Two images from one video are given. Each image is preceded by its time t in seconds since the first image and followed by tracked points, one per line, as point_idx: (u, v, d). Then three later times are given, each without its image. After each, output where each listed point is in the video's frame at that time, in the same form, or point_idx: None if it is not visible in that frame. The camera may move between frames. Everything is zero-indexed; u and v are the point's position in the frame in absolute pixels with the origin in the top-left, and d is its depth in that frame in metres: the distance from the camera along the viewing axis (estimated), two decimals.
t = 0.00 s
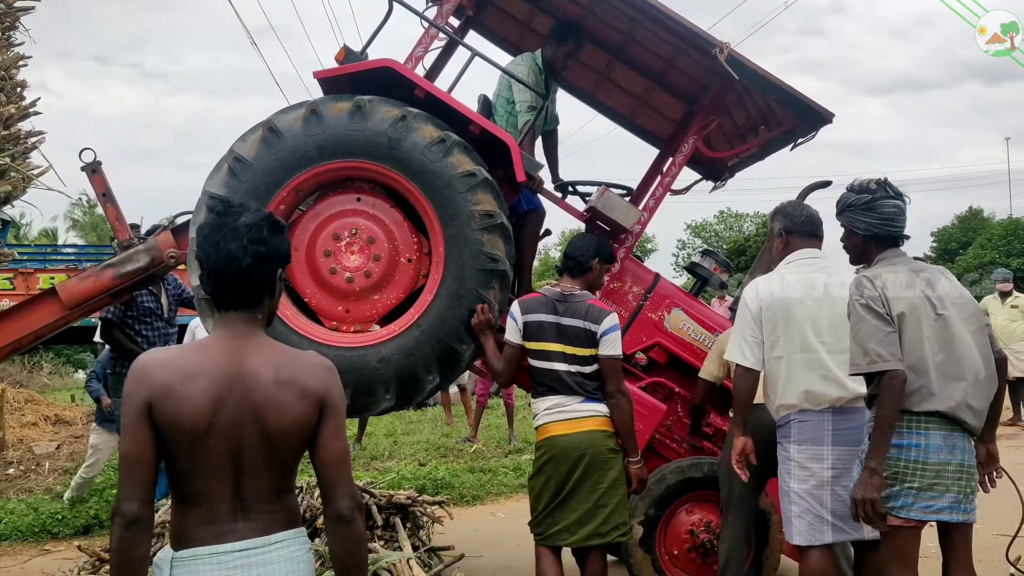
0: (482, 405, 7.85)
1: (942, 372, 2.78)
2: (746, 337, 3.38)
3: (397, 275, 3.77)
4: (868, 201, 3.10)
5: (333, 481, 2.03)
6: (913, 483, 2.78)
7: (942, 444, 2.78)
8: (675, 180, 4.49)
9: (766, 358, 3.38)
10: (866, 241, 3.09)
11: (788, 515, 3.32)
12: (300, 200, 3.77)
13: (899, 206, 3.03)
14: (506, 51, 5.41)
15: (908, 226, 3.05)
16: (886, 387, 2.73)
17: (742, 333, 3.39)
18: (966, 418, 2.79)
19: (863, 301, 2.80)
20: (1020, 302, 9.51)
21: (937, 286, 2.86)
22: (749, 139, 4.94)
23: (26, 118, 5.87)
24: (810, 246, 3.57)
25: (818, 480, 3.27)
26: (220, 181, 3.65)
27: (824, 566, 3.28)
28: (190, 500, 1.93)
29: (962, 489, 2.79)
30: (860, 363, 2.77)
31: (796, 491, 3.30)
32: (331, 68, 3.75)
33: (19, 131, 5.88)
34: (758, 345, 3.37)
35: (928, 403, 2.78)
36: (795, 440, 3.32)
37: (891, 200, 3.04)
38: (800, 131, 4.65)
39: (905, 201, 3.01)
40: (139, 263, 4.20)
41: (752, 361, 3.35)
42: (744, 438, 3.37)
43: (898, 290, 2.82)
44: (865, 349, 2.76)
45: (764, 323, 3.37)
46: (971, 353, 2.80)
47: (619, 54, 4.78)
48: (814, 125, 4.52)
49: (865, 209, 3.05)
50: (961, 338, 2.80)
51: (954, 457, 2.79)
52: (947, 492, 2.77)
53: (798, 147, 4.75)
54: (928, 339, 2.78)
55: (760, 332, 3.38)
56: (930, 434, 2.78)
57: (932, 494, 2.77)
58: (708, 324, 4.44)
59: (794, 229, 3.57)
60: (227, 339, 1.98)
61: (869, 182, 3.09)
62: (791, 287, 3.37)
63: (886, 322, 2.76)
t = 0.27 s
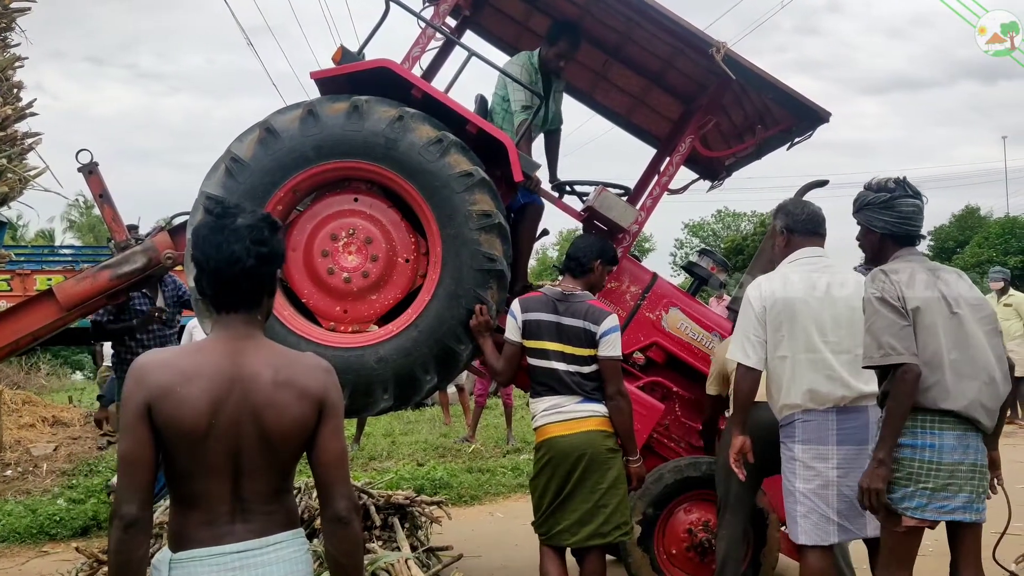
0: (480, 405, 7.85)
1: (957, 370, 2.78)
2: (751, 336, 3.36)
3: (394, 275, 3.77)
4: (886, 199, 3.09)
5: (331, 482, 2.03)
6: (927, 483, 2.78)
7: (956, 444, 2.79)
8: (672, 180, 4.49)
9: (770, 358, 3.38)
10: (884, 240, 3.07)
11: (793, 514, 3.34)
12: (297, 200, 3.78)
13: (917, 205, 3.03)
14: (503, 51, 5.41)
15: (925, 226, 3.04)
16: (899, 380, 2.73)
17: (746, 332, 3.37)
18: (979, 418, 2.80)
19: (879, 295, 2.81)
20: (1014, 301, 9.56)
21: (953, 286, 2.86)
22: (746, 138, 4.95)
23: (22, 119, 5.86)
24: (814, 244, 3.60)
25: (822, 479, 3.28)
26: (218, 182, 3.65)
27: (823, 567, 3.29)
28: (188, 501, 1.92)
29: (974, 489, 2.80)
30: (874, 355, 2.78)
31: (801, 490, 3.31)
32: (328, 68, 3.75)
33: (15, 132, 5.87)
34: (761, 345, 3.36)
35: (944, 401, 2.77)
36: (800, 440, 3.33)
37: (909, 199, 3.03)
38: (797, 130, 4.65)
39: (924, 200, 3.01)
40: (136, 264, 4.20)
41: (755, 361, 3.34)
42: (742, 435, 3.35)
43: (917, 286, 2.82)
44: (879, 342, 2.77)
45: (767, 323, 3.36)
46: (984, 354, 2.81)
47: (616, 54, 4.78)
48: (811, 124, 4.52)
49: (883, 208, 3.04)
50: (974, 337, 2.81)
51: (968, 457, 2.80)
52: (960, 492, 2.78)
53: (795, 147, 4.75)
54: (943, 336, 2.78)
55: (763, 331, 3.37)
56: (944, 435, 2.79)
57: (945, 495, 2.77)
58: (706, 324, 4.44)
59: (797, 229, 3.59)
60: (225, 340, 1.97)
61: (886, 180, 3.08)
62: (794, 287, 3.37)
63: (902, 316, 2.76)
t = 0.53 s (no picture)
0: (478, 405, 7.85)
1: (956, 370, 2.79)
2: (775, 334, 3.33)
3: (392, 276, 3.77)
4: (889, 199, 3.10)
5: (329, 484, 2.03)
6: (929, 484, 2.78)
7: (955, 443, 2.79)
8: (669, 180, 4.49)
9: (793, 356, 3.37)
10: (887, 239, 3.07)
11: (803, 512, 3.35)
12: (294, 202, 3.77)
13: (920, 204, 3.04)
14: (500, 51, 5.41)
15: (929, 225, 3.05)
16: (901, 375, 2.74)
17: (772, 330, 3.34)
18: (977, 418, 2.80)
19: (879, 292, 2.82)
20: (1008, 299, 9.58)
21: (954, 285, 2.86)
22: (743, 139, 4.95)
23: (18, 121, 5.85)
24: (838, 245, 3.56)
25: (834, 479, 3.29)
26: (215, 183, 3.64)
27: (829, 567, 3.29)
28: (187, 503, 1.92)
29: (975, 489, 2.80)
30: (875, 351, 2.79)
31: (813, 489, 3.32)
32: (326, 69, 3.75)
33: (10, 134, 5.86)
34: (786, 344, 3.33)
35: (942, 401, 2.78)
36: (814, 439, 3.34)
37: (913, 198, 3.05)
38: (794, 130, 4.66)
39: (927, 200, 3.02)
40: (133, 266, 4.19)
41: (779, 359, 3.31)
42: (762, 435, 3.30)
43: (918, 284, 2.82)
44: (881, 338, 2.78)
45: (792, 321, 3.35)
46: (984, 355, 2.81)
47: (613, 54, 4.79)
48: (808, 124, 4.53)
49: (889, 207, 3.04)
50: (974, 337, 2.81)
51: (968, 456, 2.80)
52: (962, 492, 2.78)
53: (792, 147, 4.76)
54: (944, 335, 2.79)
55: (789, 330, 3.35)
56: (942, 434, 2.79)
57: (947, 495, 2.77)
58: (703, 324, 4.44)
59: (823, 226, 3.53)
60: (225, 342, 1.97)
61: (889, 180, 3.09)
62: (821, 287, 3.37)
63: (902, 312, 2.77)
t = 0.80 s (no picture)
0: (476, 405, 7.85)
1: (936, 373, 2.79)
2: (806, 329, 3.26)
3: (389, 277, 3.77)
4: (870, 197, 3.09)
5: (328, 485, 2.03)
6: (912, 489, 2.76)
7: (937, 446, 2.79)
8: (667, 180, 4.50)
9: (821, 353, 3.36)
10: (869, 238, 3.07)
11: (823, 512, 3.34)
12: (292, 203, 3.77)
13: (901, 202, 3.03)
14: (497, 52, 5.41)
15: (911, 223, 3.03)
16: (882, 378, 2.71)
17: (800, 324, 3.26)
18: (956, 422, 2.81)
19: (860, 294, 2.78)
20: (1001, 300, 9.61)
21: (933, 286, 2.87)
22: (740, 139, 4.96)
23: (14, 121, 5.84)
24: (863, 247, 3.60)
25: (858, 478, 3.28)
26: (211, 184, 3.63)
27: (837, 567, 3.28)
28: (185, 505, 1.92)
29: (956, 492, 2.82)
30: (856, 354, 2.75)
31: (836, 488, 3.31)
32: (323, 70, 3.75)
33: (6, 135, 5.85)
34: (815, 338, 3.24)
35: (924, 406, 2.77)
36: (838, 439, 3.34)
37: (893, 196, 3.04)
38: (791, 130, 4.67)
39: (907, 197, 3.01)
40: (130, 267, 4.18)
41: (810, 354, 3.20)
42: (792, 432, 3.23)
43: (899, 286, 2.81)
44: (862, 340, 2.74)
45: (821, 319, 3.29)
46: (964, 359, 2.83)
47: (610, 55, 4.79)
48: (805, 125, 4.53)
49: (869, 205, 3.05)
50: (954, 340, 2.83)
51: (949, 460, 2.80)
52: (943, 495, 2.78)
53: (789, 147, 4.77)
54: (924, 337, 2.78)
55: (816, 325, 3.28)
56: (924, 438, 2.78)
57: (930, 499, 2.77)
58: (701, 324, 4.45)
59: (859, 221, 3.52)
60: (226, 344, 1.97)
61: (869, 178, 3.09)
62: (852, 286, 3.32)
63: (883, 314, 2.74)
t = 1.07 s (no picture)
0: (474, 405, 7.86)
1: (915, 376, 2.79)
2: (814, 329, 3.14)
3: (389, 277, 3.76)
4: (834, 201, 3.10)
5: (328, 486, 2.03)
6: (888, 493, 2.77)
7: (916, 451, 2.79)
8: (665, 181, 4.50)
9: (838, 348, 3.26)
10: (837, 243, 3.06)
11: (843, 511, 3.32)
12: (291, 203, 3.77)
13: (861, 201, 3.00)
14: (496, 52, 5.41)
15: (877, 220, 3.00)
16: (854, 386, 2.72)
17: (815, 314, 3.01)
18: (938, 425, 2.81)
19: (833, 299, 2.78)
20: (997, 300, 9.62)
21: (909, 286, 2.85)
22: (739, 139, 4.96)
23: (13, 121, 5.84)
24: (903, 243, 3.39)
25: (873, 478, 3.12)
26: (210, 184, 3.63)
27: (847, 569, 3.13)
28: (185, 505, 1.92)
29: (935, 499, 2.81)
30: (828, 360, 2.76)
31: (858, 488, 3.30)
32: (322, 70, 3.75)
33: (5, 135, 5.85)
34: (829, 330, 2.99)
35: (902, 410, 2.78)
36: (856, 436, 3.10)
37: (853, 197, 3.03)
38: (789, 130, 4.67)
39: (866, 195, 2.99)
40: (128, 267, 4.17)
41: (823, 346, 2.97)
42: (807, 417, 3.00)
43: (874, 288, 2.80)
44: (834, 347, 2.75)
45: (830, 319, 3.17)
46: (944, 359, 2.82)
47: (608, 55, 4.79)
48: (804, 125, 4.54)
49: (828, 211, 3.07)
50: (934, 340, 2.82)
51: (929, 465, 2.80)
52: (920, 501, 2.78)
53: (787, 147, 4.77)
54: (901, 340, 2.77)
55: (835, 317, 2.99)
56: (903, 441, 2.79)
57: (907, 505, 2.77)
58: (700, 324, 4.45)
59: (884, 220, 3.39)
60: (227, 345, 1.97)
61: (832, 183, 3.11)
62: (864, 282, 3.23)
63: (856, 320, 2.74)
